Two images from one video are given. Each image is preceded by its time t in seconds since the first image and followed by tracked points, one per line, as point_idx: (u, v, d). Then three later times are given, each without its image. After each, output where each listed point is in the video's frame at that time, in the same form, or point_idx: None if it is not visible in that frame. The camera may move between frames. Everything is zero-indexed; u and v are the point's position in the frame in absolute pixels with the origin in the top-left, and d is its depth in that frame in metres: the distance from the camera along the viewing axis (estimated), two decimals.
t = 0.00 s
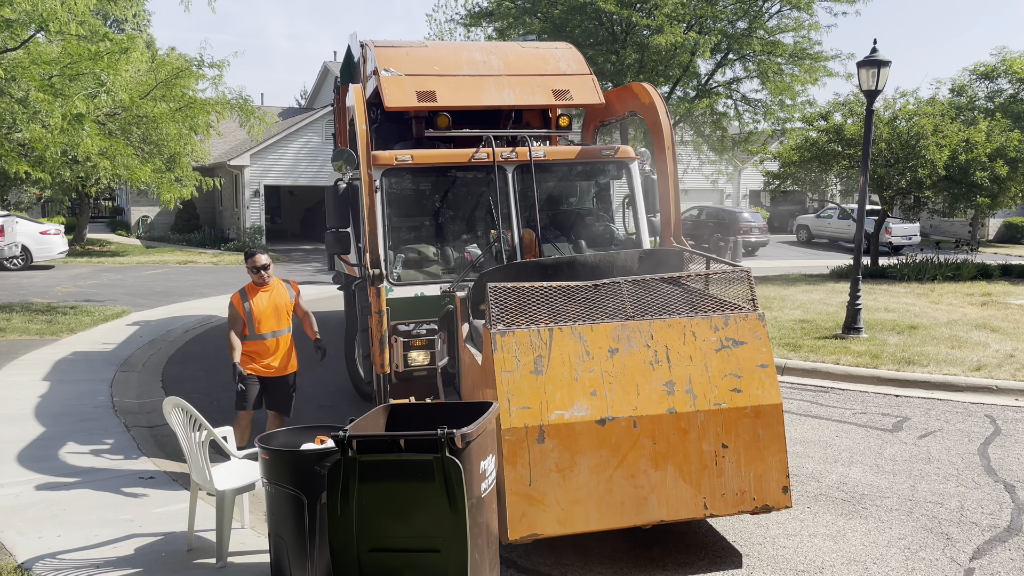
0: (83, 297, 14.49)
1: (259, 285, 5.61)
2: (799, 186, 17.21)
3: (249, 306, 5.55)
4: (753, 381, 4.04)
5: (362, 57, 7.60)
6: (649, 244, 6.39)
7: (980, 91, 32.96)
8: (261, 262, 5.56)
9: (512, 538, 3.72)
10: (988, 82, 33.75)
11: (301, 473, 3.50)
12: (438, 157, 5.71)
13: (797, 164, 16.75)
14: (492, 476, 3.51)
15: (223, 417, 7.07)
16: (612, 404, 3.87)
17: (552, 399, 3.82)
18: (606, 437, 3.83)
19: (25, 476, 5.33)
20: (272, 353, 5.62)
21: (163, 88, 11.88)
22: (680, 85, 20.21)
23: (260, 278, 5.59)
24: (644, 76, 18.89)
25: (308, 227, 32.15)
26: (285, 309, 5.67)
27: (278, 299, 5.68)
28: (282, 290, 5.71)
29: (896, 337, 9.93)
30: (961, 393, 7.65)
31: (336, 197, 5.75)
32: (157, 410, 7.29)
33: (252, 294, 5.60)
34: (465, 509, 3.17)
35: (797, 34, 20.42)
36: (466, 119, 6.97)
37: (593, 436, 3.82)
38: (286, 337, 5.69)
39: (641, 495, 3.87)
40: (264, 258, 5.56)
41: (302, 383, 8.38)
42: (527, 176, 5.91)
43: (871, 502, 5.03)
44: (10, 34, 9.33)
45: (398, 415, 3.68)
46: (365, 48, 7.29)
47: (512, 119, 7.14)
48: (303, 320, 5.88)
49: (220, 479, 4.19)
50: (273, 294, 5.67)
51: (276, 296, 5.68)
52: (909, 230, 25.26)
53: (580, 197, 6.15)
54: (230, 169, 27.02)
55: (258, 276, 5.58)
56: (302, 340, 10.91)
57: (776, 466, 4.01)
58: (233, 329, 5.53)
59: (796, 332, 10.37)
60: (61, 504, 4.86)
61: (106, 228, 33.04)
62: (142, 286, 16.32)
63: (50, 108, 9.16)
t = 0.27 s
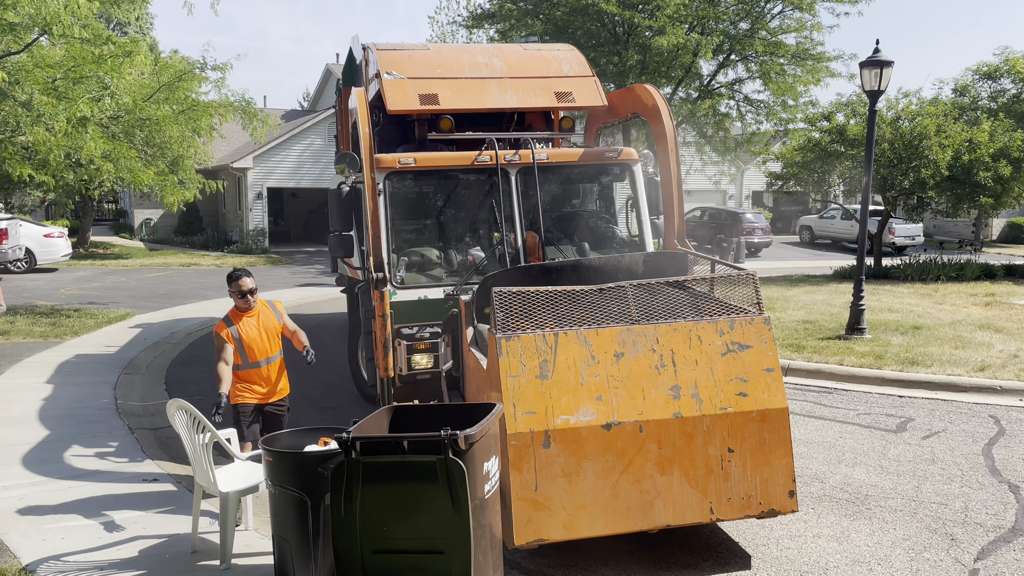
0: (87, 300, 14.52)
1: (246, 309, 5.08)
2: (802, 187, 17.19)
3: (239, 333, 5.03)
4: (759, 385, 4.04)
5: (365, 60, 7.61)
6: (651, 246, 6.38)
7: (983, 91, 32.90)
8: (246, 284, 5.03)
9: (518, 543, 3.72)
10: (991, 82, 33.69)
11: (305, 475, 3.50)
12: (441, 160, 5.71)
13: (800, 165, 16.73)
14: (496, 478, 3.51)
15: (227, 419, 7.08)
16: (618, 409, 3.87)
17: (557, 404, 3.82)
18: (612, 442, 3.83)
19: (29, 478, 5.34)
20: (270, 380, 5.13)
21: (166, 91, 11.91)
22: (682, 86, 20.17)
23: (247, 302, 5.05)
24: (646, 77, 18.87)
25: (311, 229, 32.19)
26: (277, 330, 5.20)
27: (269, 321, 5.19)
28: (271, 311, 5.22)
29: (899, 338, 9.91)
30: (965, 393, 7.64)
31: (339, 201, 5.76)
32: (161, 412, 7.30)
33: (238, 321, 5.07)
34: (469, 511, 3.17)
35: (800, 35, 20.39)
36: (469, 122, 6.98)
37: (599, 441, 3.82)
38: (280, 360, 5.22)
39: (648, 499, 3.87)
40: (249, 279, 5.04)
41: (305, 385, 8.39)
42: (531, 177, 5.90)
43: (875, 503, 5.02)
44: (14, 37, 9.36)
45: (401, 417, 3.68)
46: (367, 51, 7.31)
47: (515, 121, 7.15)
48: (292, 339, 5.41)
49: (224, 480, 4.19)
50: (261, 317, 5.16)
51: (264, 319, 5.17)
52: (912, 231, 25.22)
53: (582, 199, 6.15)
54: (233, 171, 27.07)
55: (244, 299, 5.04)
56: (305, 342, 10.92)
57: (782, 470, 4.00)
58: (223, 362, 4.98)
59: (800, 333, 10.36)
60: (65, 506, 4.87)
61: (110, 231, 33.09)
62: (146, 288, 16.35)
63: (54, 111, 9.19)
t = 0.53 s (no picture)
0: (90, 303, 14.53)
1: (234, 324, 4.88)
2: (804, 187, 17.17)
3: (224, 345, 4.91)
4: (759, 382, 4.03)
5: (367, 61, 7.62)
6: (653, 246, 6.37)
7: (985, 91, 32.86)
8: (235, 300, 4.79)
9: (519, 540, 3.72)
10: (992, 82, 33.66)
11: (307, 477, 3.50)
12: (442, 161, 5.72)
13: (802, 166, 16.73)
14: (498, 480, 3.50)
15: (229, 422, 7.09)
16: (618, 406, 3.87)
17: (558, 401, 3.82)
18: (613, 439, 3.83)
19: (32, 481, 5.34)
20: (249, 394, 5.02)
21: (168, 94, 11.93)
22: (683, 87, 20.14)
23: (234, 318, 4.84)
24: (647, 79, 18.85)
25: (312, 232, 32.23)
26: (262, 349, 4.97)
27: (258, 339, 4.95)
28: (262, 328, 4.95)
29: (902, 338, 9.90)
30: (968, 393, 7.63)
31: (342, 202, 5.75)
32: (163, 415, 7.30)
33: (226, 334, 4.91)
34: (472, 512, 3.17)
35: (801, 35, 20.37)
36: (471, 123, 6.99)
37: (600, 437, 3.82)
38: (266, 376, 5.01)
39: (649, 495, 3.87)
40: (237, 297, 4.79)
41: (307, 387, 8.39)
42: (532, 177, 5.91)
43: (878, 504, 5.02)
44: (16, 41, 9.37)
45: (403, 419, 3.68)
46: (369, 52, 7.31)
47: (516, 122, 7.16)
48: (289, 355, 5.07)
49: (228, 483, 4.20)
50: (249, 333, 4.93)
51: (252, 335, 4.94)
52: (914, 231, 25.19)
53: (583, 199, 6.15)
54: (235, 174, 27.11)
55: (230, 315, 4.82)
56: (307, 344, 10.92)
57: (783, 467, 3.99)
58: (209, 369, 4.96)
59: (802, 333, 10.35)
60: (68, 509, 4.87)
61: (112, 234, 33.15)
62: (148, 291, 16.37)
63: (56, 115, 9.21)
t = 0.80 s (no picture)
0: (91, 307, 14.54)
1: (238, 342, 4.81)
2: (805, 188, 17.17)
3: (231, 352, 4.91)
4: (762, 386, 4.03)
5: (367, 65, 7.63)
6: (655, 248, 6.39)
7: (985, 91, 32.86)
8: (238, 326, 4.66)
9: (523, 545, 3.71)
10: (993, 82, 33.66)
11: (309, 481, 3.51)
12: (443, 164, 5.72)
13: (803, 167, 16.74)
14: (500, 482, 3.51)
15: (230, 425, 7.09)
16: (622, 410, 3.87)
17: (561, 406, 3.82)
18: (616, 443, 3.83)
19: (34, 485, 5.35)
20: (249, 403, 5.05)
21: (169, 98, 11.94)
22: (683, 88, 20.12)
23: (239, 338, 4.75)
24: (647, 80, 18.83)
25: (313, 235, 32.26)
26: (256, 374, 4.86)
27: (255, 362, 4.84)
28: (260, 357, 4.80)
29: (904, 339, 9.89)
30: (970, 394, 7.62)
31: (342, 205, 5.71)
32: (165, 419, 7.31)
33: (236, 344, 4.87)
34: (473, 515, 3.17)
35: (801, 36, 20.37)
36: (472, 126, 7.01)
37: (603, 442, 3.82)
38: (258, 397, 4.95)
39: (653, 500, 3.87)
40: (239, 323, 4.64)
41: (308, 390, 8.39)
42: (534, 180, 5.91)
43: (881, 504, 5.01)
44: (17, 46, 9.39)
45: (405, 422, 3.68)
46: (370, 56, 7.33)
47: (517, 125, 7.17)
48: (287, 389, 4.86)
49: (231, 486, 4.21)
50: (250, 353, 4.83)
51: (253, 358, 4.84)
52: (916, 231, 25.19)
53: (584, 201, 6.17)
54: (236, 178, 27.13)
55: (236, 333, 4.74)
56: (309, 347, 10.92)
57: (787, 470, 3.99)
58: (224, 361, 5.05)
59: (803, 334, 10.34)
60: (70, 513, 4.88)
61: (113, 238, 33.18)
62: (150, 295, 16.39)
63: (57, 119, 9.22)
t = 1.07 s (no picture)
0: (92, 312, 14.54)
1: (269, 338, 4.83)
2: (804, 190, 17.17)
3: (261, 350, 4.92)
4: (761, 387, 4.03)
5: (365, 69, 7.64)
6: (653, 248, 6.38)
7: (984, 91, 32.89)
8: (272, 320, 4.69)
9: (523, 548, 3.70)
10: (991, 82, 33.68)
11: (310, 484, 3.51)
12: (442, 167, 5.72)
13: (802, 168, 16.76)
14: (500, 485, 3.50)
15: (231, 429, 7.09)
16: (621, 412, 3.87)
17: (560, 408, 3.82)
18: (615, 445, 3.83)
19: (34, 490, 5.35)
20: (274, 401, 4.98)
21: (168, 102, 11.96)
22: (682, 90, 20.10)
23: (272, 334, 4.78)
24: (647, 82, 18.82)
25: (313, 238, 32.27)
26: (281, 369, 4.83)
27: (284, 360, 4.83)
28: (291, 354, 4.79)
29: (904, 340, 9.89)
30: (970, 394, 7.62)
31: (342, 209, 5.76)
32: (165, 423, 7.30)
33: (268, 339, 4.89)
34: (474, 518, 3.16)
35: (800, 37, 20.39)
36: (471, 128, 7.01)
37: (602, 445, 3.82)
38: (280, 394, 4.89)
39: (652, 502, 3.87)
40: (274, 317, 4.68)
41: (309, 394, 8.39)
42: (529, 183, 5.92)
43: (881, 505, 5.01)
44: (16, 51, 9.39)
45: (405, 425, 3.68)
46: (367, 59, 7.31)
47: (516, 127, 7.17)
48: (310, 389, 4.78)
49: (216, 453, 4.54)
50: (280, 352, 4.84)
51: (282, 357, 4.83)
52: (915, 231, 25.20)
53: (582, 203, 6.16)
54: (236, 181, 27.15)
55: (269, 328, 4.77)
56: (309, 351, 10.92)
57: (786, 471, 3.99)
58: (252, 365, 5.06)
59: (804, 335, 10.34)
60: (71, 517, 4.88)
61: (113, 243, 33.20)
62: (150, 299, 16.39)
63: (56, 123, 9.23)
